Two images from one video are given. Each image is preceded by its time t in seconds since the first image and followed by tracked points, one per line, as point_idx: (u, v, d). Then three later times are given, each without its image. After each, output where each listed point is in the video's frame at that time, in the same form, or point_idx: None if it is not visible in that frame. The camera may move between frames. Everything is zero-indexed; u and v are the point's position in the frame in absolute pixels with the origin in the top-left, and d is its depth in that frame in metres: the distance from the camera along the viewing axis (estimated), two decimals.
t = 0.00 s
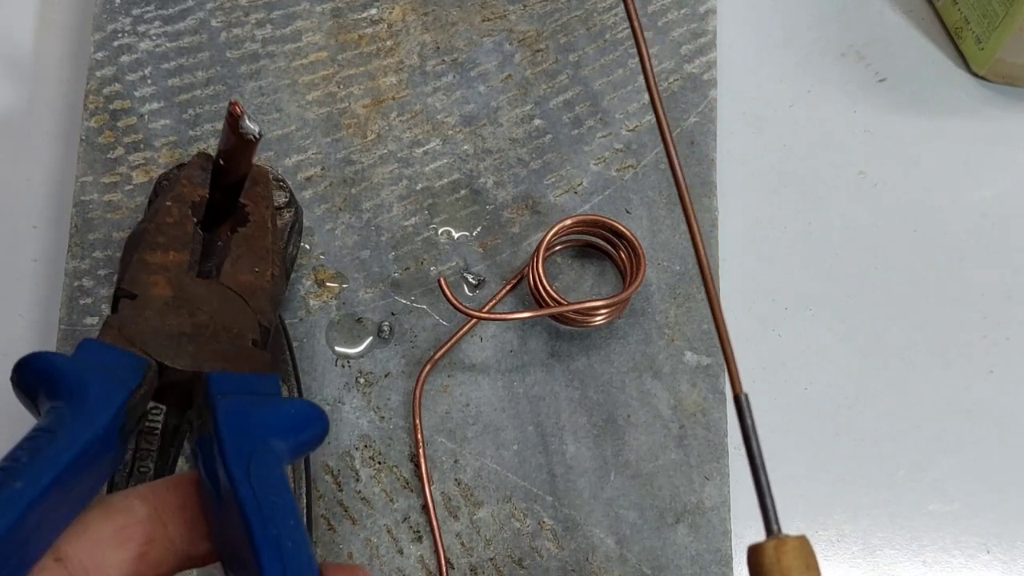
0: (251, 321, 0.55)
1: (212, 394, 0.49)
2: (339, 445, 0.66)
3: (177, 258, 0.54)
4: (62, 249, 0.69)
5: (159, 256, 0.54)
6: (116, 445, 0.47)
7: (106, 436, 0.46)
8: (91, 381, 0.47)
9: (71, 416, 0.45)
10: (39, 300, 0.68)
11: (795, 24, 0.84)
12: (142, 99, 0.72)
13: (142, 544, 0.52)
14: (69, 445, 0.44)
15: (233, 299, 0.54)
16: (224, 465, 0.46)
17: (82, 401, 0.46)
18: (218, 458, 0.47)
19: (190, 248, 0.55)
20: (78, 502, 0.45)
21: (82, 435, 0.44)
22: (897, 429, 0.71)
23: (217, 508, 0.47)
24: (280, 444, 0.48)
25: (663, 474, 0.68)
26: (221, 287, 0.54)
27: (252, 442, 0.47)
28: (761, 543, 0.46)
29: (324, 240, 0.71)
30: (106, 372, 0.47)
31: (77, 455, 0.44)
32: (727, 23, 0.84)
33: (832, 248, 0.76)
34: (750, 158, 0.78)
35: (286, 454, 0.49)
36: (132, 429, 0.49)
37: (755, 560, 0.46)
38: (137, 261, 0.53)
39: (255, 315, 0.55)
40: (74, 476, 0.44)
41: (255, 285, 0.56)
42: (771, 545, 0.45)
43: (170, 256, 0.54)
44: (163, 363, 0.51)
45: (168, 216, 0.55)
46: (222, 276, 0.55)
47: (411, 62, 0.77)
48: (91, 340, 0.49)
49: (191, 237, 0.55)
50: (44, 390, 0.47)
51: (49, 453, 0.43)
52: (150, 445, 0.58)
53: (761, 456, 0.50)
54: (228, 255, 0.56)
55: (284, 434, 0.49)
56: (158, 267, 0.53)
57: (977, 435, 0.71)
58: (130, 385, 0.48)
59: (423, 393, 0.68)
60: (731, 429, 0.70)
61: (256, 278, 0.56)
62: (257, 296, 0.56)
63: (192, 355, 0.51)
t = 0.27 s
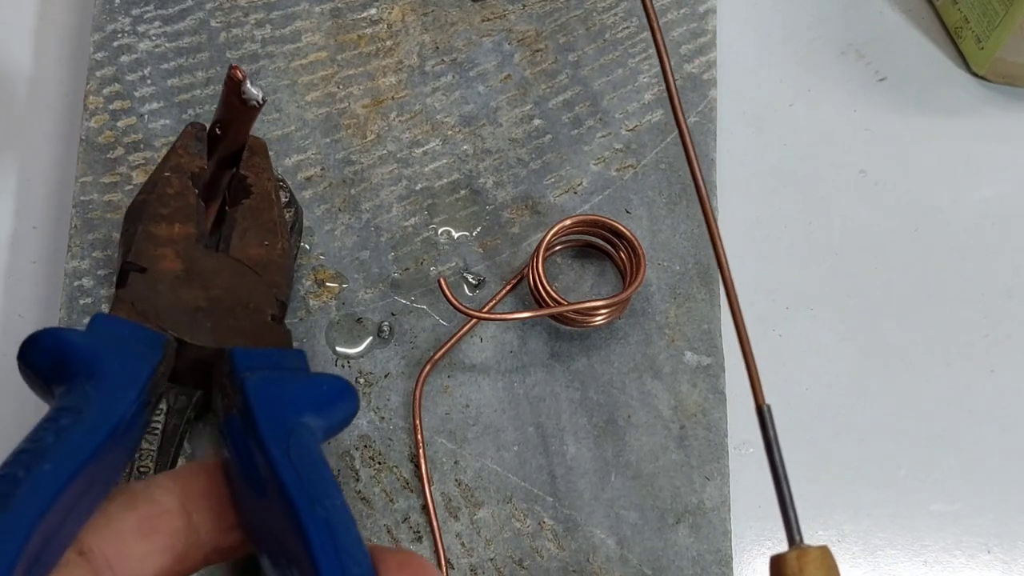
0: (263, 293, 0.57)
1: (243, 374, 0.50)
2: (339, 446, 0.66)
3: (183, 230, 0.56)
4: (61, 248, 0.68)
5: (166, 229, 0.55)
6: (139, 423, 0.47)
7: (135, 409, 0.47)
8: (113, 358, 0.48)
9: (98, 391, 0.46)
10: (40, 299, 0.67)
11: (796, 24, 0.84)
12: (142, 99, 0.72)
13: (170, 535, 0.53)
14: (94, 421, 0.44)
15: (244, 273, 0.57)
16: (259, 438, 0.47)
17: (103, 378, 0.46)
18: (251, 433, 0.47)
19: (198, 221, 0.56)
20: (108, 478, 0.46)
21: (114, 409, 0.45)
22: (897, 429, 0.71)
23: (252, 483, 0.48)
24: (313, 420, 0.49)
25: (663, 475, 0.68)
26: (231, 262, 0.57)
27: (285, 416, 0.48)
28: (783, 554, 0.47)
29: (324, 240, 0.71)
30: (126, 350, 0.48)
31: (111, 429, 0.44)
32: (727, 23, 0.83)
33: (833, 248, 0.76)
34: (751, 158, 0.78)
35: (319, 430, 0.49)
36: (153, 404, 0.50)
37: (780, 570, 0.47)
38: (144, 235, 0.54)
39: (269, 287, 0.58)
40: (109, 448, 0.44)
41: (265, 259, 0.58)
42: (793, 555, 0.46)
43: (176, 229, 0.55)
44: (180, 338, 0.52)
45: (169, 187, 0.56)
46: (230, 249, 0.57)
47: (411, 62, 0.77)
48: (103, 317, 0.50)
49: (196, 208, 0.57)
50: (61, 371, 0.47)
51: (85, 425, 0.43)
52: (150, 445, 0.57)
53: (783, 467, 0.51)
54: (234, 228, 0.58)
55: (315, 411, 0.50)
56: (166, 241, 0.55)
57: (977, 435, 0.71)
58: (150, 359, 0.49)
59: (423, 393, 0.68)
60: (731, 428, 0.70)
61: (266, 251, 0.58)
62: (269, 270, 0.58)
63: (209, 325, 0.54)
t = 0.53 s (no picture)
0: (232, 365, 0.51)
1: (207, 433, 0.45)
2: (339, 446, 0.66)
3: (151, 304, 0.51)
4: (61, 250, 0.69)
5: (132, 302, 0.50)
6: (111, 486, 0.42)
7: (104, 474, 0.41)
8: (83, 419, 0.42)
9: (63, 454, 0.40)
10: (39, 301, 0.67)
11: (796, 24, 0.84)
12: (142, 99, 0.73)
13: None
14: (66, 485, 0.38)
15: (213, 345, 0.51)
16: (234, 503, 0.42)
17: (73, 439, 0.41)
18: (224, 498, 0.43)
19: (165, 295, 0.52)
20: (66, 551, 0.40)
21: (82, 471, 0.39)
22: (897, 430, 0.71)
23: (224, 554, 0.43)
24: (283, 481, 0.45)
25: (663, 475, 0.68)
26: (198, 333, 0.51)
27: (258, 478, 0.43)
28: (792, 556, 0.48)
29: (324, 240, 0.71)
30: (98, 408, 0.42)
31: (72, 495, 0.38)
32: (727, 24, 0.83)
33: (832, 248, 0.76)
34: (751, 158, 0.78)
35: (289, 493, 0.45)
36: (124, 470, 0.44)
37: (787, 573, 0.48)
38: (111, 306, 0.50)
39: (236, 360, 0.52)
40: (70, 519, 0.38)
41: (232, 334, 0.53)
42: (802, 557, 0.47)
43: (144, 301, 0.50)
44: (150, 404, 0.46)
45: (135, 267, 0.52)
46: (198, 325, 0.53)
47: (411, 62, 0.77)
48: (72, 380, 0.44)
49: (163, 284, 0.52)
50: (20, 436, 0.41)
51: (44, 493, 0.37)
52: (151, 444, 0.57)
53: (792, 473, 0.52)
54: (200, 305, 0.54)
55: (285, 470, 0.45)
56: (133, 313, 0.50)
57: (977, 435, 0.71)
58: (123, 420, 0.43)
59: (423, 393, 0.68)
60: (731, 428, 0.70)
61: (233, 326, 0.54)
62: (235, 343, 0.53)
63: (180, 398, 0.47)
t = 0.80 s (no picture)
0: (209, 360, 0.51)
1: (184, 427, 0.45)
2: (339, 446, 0.66)
3: (128, 300, 0.51)
4: (61, 248, 0.68)
5: (109, 297, 0.51)
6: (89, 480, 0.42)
7: (83, 467, 0.41)
8: (64, 412, 0.42)
9: (47, 447, 0.40)
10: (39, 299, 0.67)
11: (795, 24, 0.84)
12: (142, 99, 0.73)
13: None
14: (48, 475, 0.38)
15: (190, 341, 0.51)
16: (210, 496, 0.43)
17: (55, 432, 0.41)
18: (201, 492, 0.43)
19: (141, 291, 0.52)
20: (40, 545, 0.40)
21: (65, 463, 0.39)
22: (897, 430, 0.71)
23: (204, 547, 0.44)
24: (259, 473, 0.46)
25: (663, 475, 0.68)
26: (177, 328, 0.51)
27: (234, 471, 0.44)
28: (788, 555, 0.48)
29: (324, 240, 0.71)
30: (79, 403, 0.42)
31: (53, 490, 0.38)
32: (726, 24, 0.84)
33: (832, 248, 0.76)
34: (750, 158, 0.78)
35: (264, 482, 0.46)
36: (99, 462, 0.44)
37: (785, 573, 0.48)
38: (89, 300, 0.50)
39: (213, 355, 0.52)
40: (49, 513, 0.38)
41: (210, 328, 0.53)
42: (799, 558, 0.47)
43: (120, 297, 0.51)
44: (129, 398, 0.46)
45: (112, 261, 0.53)
46: (172, 320, 0.52)
47: (410, 62, 0.77)
48: (52, 374, 0.44)
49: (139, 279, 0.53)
50: None
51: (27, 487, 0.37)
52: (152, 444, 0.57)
53: (789, 470, 0.53)
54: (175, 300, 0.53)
55: (262, 461, 0.46)
56: (110, 308, 0.50)
57: (977, 435, 0.71)
58: (102, 414, 0.43)
59: (423, 393, 0.68)
60: (731, 428, 0.70)
61: (209, 321, 0.53)
62: (213, 338, 0.53)
63: (157, 395, 0.47)
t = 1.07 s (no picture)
0: (220, 367, 0.52)
1: (205, 434, 0.45)
2: (339, 446, 0.66)
3: (143, 304, 0.52)
4: (61, 248, 0.69)
5: (125, 300, 0.51)
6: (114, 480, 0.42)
7: (111, 468, 0.41)
8: (88, 412, 0.42)
9: (74, 448, 0.40)
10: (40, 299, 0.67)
11: (795, 24, 0.84)
12: (142, 99, 0.73)
13: None
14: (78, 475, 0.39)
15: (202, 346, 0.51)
16: (234, 503, 0.43)
17: (81, 432, 0.41)
18: (224, 499, 0.43)
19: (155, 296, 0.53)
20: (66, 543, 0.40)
21: (93, 465, 0.40)
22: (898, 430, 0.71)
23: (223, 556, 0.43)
24: (280, 480, 0.46)
25: (663, 474, 0.68)
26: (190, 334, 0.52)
27: (256, 477, 0.44)
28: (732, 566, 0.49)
29: (324, 240, 0.71)
30: (102, 403, 0.43)
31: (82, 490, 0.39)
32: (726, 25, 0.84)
33: (832, 248, 0.76)
34: (750, 157, 0.79)
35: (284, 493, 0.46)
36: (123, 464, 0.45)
37: None
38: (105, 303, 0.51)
39: (226, 363, 0.53)
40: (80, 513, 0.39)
41: (221, 337, 0.53)
42: (741, 568, 0.49)
43: (136, 301, 0.52)
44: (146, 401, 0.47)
45: (126, 266, 0.53)
46: (187, 326, 0.53)
47: (411, 62, 0.77)
48: (74, 374, 0.44)
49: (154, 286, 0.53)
50: (26, 427, 0.41)
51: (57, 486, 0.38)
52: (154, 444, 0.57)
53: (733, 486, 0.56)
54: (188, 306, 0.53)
55: (281, 469, 0.46)
56: (125, 311, 0.51)
57: (977, 435, 0.71)
58: (127, 415, 0.43)
59: (423, 393, 0.68)
60: (731, 429, 0.70)
61: (222, 330, 0.54)
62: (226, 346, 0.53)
63: (172, 397, 0.48)
